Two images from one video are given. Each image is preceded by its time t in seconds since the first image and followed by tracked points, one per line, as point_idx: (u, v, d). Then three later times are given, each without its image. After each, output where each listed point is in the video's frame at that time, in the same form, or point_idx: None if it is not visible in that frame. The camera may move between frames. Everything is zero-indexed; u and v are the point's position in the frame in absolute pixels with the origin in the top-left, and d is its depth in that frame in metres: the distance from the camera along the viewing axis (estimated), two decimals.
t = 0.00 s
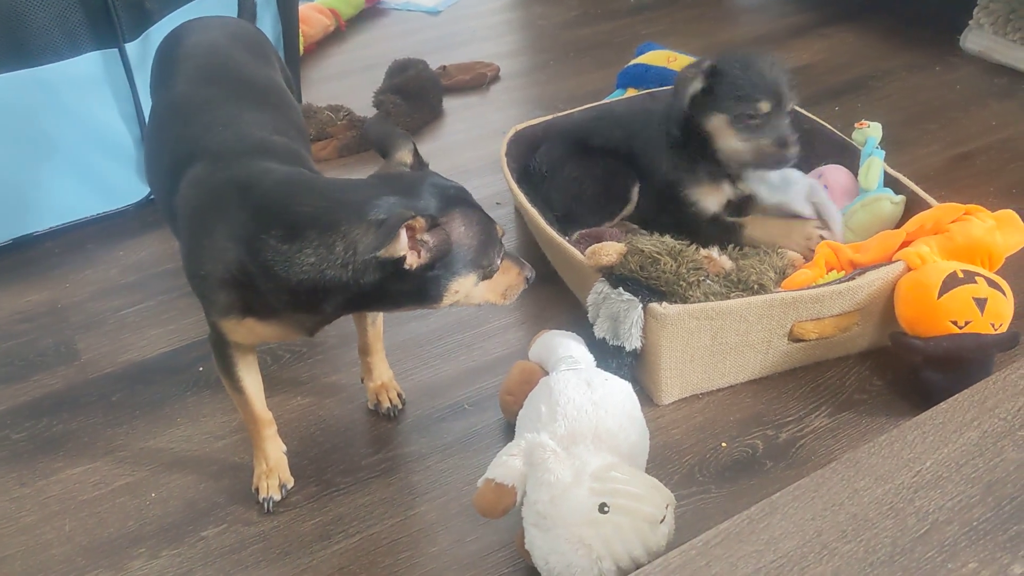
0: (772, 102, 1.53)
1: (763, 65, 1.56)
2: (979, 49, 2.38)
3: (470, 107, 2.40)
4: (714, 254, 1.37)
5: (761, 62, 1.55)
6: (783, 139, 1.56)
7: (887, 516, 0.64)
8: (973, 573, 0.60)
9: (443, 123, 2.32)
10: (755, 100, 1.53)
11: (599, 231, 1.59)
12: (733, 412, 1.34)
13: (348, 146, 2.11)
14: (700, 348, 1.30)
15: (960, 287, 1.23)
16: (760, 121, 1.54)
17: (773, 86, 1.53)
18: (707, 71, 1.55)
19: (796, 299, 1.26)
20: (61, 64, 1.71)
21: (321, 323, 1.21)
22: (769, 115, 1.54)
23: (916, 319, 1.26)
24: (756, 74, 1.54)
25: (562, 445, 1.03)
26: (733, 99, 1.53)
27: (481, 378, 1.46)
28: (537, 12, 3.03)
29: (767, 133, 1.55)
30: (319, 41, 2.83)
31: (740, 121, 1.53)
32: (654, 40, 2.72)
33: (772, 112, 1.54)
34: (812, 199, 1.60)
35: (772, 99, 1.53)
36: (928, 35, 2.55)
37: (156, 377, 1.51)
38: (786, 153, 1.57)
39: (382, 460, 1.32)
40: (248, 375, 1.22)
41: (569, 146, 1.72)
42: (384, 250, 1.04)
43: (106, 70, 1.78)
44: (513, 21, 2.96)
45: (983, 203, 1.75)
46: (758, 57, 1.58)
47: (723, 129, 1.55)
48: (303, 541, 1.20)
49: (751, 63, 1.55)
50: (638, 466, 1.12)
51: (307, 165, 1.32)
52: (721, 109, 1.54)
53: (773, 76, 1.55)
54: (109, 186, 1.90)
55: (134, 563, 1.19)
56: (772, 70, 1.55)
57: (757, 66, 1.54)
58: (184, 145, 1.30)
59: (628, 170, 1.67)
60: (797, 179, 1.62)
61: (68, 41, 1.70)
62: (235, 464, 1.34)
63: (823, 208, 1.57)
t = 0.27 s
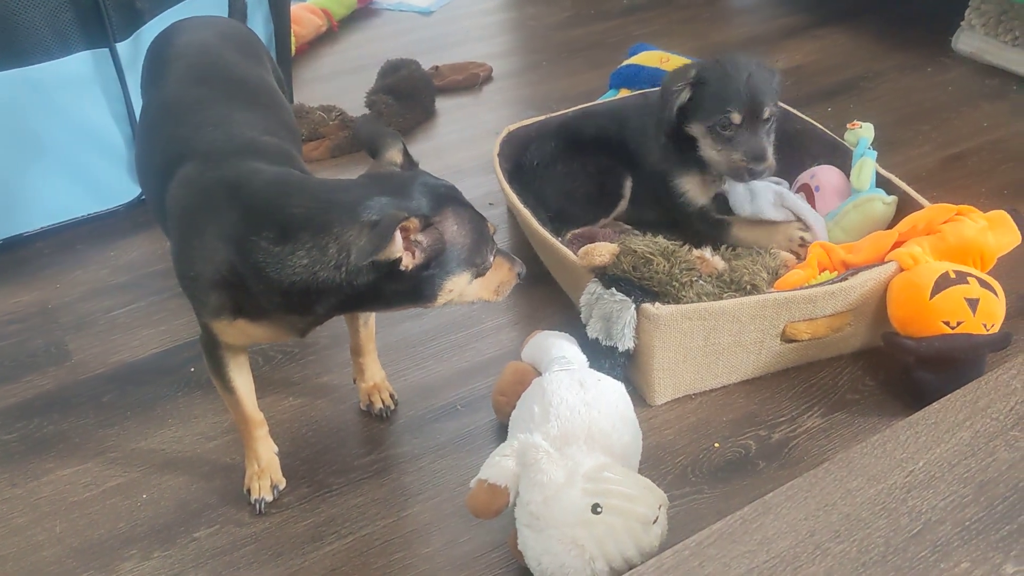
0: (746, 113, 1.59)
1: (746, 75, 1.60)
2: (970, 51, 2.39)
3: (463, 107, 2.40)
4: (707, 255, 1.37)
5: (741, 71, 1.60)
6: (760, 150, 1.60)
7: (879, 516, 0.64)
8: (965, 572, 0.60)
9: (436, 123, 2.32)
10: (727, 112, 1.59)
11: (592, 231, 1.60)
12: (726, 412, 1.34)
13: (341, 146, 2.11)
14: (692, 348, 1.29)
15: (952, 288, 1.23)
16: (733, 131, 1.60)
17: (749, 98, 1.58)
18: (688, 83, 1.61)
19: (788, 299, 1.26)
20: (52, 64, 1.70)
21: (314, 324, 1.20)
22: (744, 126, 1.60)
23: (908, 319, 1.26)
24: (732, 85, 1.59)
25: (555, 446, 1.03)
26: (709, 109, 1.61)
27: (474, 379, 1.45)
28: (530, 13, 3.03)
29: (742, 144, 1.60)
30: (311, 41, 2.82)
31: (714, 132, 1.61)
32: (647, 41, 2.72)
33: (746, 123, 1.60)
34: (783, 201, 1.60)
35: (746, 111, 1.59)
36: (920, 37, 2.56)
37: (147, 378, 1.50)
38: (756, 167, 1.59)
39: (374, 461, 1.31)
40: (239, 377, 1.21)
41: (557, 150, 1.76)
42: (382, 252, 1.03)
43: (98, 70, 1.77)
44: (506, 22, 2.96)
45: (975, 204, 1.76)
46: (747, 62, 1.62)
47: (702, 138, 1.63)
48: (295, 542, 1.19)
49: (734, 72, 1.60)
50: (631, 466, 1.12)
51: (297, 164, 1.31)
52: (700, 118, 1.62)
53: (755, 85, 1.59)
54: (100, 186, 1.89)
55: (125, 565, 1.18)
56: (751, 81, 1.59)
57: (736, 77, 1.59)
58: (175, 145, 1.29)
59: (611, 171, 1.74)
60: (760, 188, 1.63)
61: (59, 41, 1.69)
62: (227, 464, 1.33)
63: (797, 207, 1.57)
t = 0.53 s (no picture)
0: (737, 149, 1.63)
1: (743, 109, 1.62)
2: (963, 53, 2.40)
3: (458, 108, 2.40)
4: (701, 256, 1.37)
5: (738, 105, 1.63)
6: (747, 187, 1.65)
7: (873, 517, 0.64)
8: (958, 573, 0.60)
9: (430, 125, 2.32)
10: (719, 146, 1.63)
11: (587, 232, 1.61)
12: (720, 413, 1.34)
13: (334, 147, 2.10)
14: (686, 349, 1.30)
15: (945, 289, 1.23)
16: (723, 165, 1.65)
17: (741, 134, 1.62)
18: (684, 115, 1.64)
19: (782, 301, 1.26)
20: (45, 65, 1.69)
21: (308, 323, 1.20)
22: (735, 161, 1.64)
23: (902, 320, 1.27)
24: (726, 119, 1.62)
25: (550, 448, 1.03)
26: (702, 141, 1.65)
27: (468, 380, 1.45)
28: (524, 14, 3.03)
29: (729, 179, 1.66)
30: (305, 42, 2.81)
31: (704, 163, 1.67)
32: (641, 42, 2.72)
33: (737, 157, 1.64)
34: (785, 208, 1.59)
35: (737, 146, 1.63)
36: (912, 39, 2.57)
37: (140, 380, 1.49)
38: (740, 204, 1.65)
39: (368, 463, 1.31)
40: (232, 378, 1.21)
41: (549, 150, 1.75)
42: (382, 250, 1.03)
43: (91, 71, 1.76)
44: (500, 23, 2.96)
45: (968, 206, 1.77)
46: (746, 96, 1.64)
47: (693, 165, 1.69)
48: (289, 544, 1.19)
49: (731, 105, 1.63)
50: (626, 467, 1.12)
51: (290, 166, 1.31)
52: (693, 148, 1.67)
53: (750, 120, 1.62)
54: (92, 187, 1.88)
55: (117, 567, 1.17)
56: (746, 114, 1.62)
57: (731, 110, 1.62)
58: (168, 148, 1.29)
59: (603, 172, 1.74)
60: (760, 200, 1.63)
61: (52, 42, 1.68)
62: (219, 466, 1.33)
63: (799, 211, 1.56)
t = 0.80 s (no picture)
0: (712, 100, 1.58)
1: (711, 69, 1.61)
2: (958, 56, 2.41)
3: (453, 111, 2.40)
4: (696, 259, 1.38)
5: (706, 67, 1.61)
6: (733, 135, 1.58)
7: (868, 520, 0.65)
8: None
9: (426, 128, 2.32)
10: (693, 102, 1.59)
11: (582, 235, 1.60)
12: (715, 416, 1.35)
13: (330, 149, 2.09)
14: (682, 352, 1.30)
15: (940, 292, 1.24)
16: (704, 120, 1.58)
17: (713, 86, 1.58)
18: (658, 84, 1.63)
19: (778, 304, 1.26)
20: (40, 67, 1.69)
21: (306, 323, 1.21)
22: (713, 112, 1.58)
23: (897, 323, 1.27)
24: (695, 77, 1.60)
25: (546, 451, 1.03)
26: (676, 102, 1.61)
27: (464, 383, 1.45)
28: (520, 17, 3.04)
29: (714, 128, 1.58)
30: (301, 45, 2.81)
31: (686, 124, 1.59)
32: (636, 46, 2.73)
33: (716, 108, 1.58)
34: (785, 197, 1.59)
35: (713, 97, 1.58)
36: (907, 42, 2.58)
37: (136, 383, 1.48)
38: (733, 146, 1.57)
39: (364, 466, 1.31)
40: (227, 381, 1.20)
41: (544, 152, 1.76)
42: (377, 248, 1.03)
43: (86, 73, 1.76)
44: (496, 26, 2.96)
45: (962, 209, 1.77)
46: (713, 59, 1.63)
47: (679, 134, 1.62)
48: (284, 547, 1.19)
49: (700, 70, 1.62)
50: (622, 469, 1.12)
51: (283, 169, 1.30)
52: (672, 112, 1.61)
53: (720, 77, 1.59)
54: (88, 190, 1.87)
55: (113, 571, 1.17)
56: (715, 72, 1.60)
57: (699, 71, 1.60)
58: (163, 151, 1.28)
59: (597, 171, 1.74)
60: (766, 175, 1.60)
61: (48, 44, 1.68)
62: (215, 469, 1.32)
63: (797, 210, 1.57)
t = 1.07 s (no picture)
0: (702, 111, 1.67)
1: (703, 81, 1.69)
2: (954, 61, 2.41)
3: (451, 115, 2.41)
4: (693, 264, 1.38)
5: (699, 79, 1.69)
6: (720, 146, 1.65)
7: (865, 524, 0.65)
8: None
9: (423, 132, 2.32)
10: (683, 112, 1.67)
11: (579, 240, 1.60)
12: (712, 420, 1.35)
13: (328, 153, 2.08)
14: (679, 357, 1.30)
15: (936, 296, 1.24)
16: (692, 130, 1.67)
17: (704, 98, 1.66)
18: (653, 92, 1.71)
19: (774, 309, 1.27)
20: (37, 71, 1.69)
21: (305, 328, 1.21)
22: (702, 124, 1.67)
23: (894, 327, 1.27)
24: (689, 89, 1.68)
25: (543, 456, 1.03)
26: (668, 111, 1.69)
27: (461, 387, 1.45)
28: (517, 21, 3.05)
29: (700, 139, 1.66)
30: (298, 49, 2.81)
31: (674, 132, 1.68)
32: (633, 50, 2.74)
33: (704, 119, 1.67)
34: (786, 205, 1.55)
35: (703, 108, 1.67)
36: (903, 47, 2.59)
37: (133, 387, 1.48)
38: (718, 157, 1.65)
39: (361, 470, 1.31)
40: (225, 385, 1.20)
41: (541, 163, 1.78)
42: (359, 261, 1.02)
43: (84, 77, 1.76)
44: (493, 30, 2.97)
45: (958, 213, 1.78)
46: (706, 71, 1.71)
47: (669, 144, 1.70)
48: (281, 552, 1.18)
49: (694, 81, 1.69)
50: (619, 474, 1.12)
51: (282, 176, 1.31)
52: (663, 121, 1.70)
53: (713, 88, 1.67)
54: (85, 194, 1.87)
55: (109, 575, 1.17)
56: (709, 84, 1.68)
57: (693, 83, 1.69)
58: (161, 156, 1.28)
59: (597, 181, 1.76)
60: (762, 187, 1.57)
61: (45, 48, 1.68)
62: (212, 474, 1.32)
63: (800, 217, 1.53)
